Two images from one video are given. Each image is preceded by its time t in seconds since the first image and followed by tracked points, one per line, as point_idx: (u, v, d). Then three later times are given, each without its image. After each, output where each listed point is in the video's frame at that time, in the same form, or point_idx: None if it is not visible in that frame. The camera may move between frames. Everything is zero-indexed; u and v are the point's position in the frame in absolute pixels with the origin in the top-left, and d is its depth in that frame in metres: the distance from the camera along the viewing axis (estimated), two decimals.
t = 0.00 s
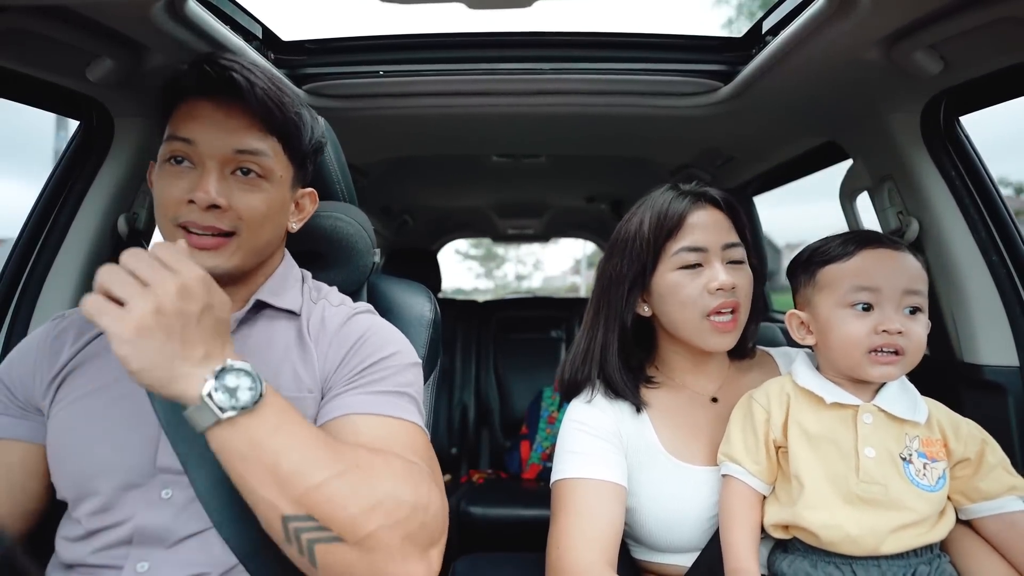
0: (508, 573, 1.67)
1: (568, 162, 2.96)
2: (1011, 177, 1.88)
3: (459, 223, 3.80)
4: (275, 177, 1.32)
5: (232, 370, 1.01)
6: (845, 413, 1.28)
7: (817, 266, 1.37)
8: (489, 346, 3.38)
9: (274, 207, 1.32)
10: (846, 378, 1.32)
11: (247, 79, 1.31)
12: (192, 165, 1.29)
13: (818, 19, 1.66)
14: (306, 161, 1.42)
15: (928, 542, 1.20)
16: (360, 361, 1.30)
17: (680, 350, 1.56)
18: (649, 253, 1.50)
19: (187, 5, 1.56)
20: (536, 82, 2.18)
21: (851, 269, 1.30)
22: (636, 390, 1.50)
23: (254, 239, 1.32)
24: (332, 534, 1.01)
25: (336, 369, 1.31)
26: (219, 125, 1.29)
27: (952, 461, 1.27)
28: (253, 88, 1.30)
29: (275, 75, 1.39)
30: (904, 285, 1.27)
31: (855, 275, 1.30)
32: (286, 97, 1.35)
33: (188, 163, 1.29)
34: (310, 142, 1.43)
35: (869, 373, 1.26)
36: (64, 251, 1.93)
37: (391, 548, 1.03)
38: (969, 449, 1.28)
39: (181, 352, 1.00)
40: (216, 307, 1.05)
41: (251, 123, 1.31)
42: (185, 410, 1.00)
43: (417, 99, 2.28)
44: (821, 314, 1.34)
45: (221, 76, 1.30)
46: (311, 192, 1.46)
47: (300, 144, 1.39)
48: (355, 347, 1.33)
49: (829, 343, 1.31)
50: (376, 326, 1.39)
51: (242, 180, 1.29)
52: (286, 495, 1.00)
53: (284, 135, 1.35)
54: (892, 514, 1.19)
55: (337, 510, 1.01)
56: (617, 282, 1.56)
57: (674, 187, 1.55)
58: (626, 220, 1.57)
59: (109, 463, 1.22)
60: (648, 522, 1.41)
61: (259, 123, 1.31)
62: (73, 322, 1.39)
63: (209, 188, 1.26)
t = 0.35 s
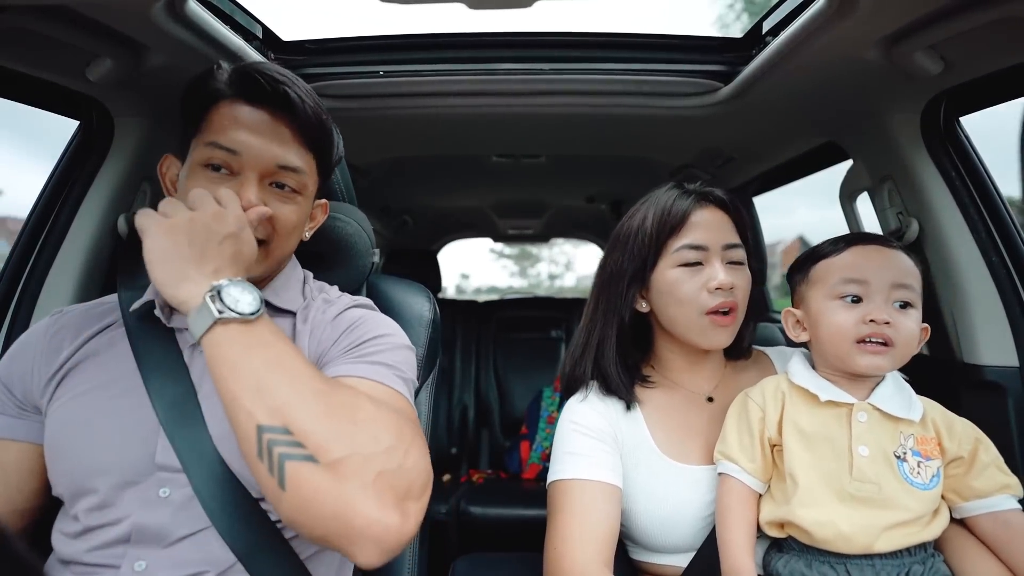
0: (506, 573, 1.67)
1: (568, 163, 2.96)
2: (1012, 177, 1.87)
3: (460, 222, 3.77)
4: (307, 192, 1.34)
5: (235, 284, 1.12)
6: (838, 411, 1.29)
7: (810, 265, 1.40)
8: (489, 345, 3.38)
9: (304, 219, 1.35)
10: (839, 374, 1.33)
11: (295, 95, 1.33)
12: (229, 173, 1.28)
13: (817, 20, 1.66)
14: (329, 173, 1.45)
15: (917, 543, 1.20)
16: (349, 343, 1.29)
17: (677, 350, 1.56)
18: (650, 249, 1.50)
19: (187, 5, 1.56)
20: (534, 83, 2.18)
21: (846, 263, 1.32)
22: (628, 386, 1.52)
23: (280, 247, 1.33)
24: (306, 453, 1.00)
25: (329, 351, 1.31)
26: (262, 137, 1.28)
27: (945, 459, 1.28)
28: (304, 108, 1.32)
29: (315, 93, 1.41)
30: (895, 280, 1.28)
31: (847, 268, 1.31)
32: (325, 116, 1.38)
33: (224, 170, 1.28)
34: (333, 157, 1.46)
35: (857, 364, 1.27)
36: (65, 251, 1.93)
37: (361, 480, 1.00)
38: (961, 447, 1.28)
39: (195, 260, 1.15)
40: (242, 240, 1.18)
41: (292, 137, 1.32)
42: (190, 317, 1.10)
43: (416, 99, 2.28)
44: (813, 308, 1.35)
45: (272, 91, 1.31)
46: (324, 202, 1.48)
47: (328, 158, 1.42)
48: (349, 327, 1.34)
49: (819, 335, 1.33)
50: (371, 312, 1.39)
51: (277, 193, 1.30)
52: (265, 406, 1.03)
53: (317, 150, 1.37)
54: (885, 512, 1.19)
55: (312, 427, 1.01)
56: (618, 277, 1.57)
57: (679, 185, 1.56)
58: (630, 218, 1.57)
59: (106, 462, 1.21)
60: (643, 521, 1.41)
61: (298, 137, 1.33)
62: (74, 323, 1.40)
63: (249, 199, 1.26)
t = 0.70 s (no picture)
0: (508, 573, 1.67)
1: (568, 163, 2.96)
2: (1011, 177, 1.87)
3: (460, 223, 3.76)
4: (283, 171, 1.34)
5: (202, 306, 1.12)
6: (817, 414, 1.29)
7: (762, 272, 1.42)
8: (489, 345, 3.38)
9: (283, 199, 1.34)
10: (813, 374, 1.33)
11: (257, 75, 1.34)
12: (200, 159, 1.30)
13: (818, 20, 1.66)
14: (308, 158, 1.45)
15: (924, 537, 1.21)
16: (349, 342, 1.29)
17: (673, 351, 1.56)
18: (620, 262, 1.51)
19: (187, 6, 1.56)
20: (535, 83, 2.18)
21: (805, 259, 1.33)
22: (628, 389, 1.53)
23: (264, 229, 1.33)
24: (289, 471, 1.00)
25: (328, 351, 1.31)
26: (228, 119, 1.30)
27: (929, 450, 1.28)
28: (263, 83, 1.33)
29: (281, 78, 1.43)
30: (849, 276, 1.30)
31: (798, 273, 1.33)
32: (291, 95, 1.39)
33: (196, 157, 1.30)
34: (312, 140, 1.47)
35: (830, 365, 1.27)
36: (65, 251, 1.93)
37: (347, 492, 1.00)
38: (944, 436, 1.28)
39: (161, 282, 1.15)
40: (208, 258, 1.20)
41: (260, 117, 1.33)
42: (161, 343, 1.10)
43: (417, 99, 2.28)
44: (773, 317, 1.37)
45: (231, 72, 1.33)
46: (312, 188, 1.49)
47: (305, 140, 1.42)
48: (348, 328, 1.33)
49: (785, 341, 1.33)
50: (369, 311, 1.39)
51: (251, 174, 1.31)
52: (244, 428, 1.02)
53: (290, 128, 1.38)
54: (876, 511, 1.19)
55: (293, 444, 1.01)
56: (590, 293, 1.59)
57: (645, 193, 1.56)
58: (600, 230, 1.57)
59: (112, 462, 1.21)
60: (649, 522, 1.41)
61: (267, 117, 1.34)
62: (78, 326, 1.40)
63: (219, 179, 1.27)
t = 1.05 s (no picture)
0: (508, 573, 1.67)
1: (568, 162, 2.96)
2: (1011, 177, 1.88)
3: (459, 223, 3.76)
4: (306, 187, 1.34)
5: (232, 287, 1.11)
6: (826, 414, 1.29)
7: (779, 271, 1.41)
8: (489, 345, 3.38)
9: (304, 215, 1.35)
10: (823, 374, 1.32)
11: (288, 92, 1.34)
12: (226, 170, 1.29)
13: (817, 20, 1.66)
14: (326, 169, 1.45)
15: (925, 540, 1.21)
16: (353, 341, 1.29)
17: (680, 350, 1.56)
18: (655, 258, 1.50)
19: (188, 6, 1.56)
20: (534, 83, 2.18)
21: (819, 263, 1.33)
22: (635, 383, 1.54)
23: (283, 242, 1.34)
24: (310, 451, 1.00)
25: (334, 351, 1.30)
26: (258, 134, 1.30)
27: (936, 455, 1.28)
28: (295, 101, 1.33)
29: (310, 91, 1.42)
30: (868, 278, 1.30)
31: (819, 272, 1.32)
32: (319, 111, 1.39)
33: (222, 167, 1.30)
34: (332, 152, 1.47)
35: (845, 365, 1.27)
36: (65, 251, 1.93)
37: (364, 476, 1.00)
38: (952, 441, 1.28)
39: (194, 262, 1.15)
40: (241, 240, 1.18)
41: (289, 134, 1.33)
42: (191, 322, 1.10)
43: (417, 99, 2.28)
44: (789, 314, 1.36)
45: (263, 86, 1.32)
46: (325, 197, 1.49)
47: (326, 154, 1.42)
48: (353, 327, 1.33)
49: (800, 341, 1.32)
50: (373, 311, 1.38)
51: (275, 189, 1.30)
52: (267, 407, 1.02)
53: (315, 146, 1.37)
54: (883, 512, 1.19)
55: (316, 426, 1.01)
56: (618, 280, 1.58)
57: (692, 186, 1.53)
58: (639, 213, 1.55)
59: (116, 457, 1.22)
60: (649, 522, 1.41)
61: (295, 134, 1.33)
62: (82, 321, 1.39)
63: (245, 195, 1.27)
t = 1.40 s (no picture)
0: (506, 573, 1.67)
1: (568, 163, 2.96)
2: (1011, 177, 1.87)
3: (459, 223, 3.76)
4: (266, 168, 1.35)
5: (195, 344, 1.09)
6: (815, 415, 1.28)
7: (759, 271, 1.41)
8: (489, 345, 3.38)
9: (267, 197, 1.35)
10: (810, 374, 1.32)
11: (233, 74, 1.34)
12: (183, 162, 1.32)
13: (817, 20, 1.66)
14: (293, 154, 1.45)
15: (919, 538, 1.21)
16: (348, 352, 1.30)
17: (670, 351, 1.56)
18: (617, 270, 1.51)
19: (187, 6, 1.57)
20: (534, 83, 2.18)
21: (797, 262, 1.33)
22: (622, 389, 1.54)
23: (250, 227, 1.34)
24: (294, 512, 1.01)
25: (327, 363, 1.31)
26: (207, 121, 1.31)
27: (931, 447, 1.28)
28: (239, 81, 1.34)
29: (261, 74, 1.43)
30: (847, 275, 1.30)
31: (798, 271, 1.32)
32: (271, 91, 1.39)
33: (178, 159, 1.32)
34: (297, 135, 1.46)
35: (829, 366, 1.26)
36: (65, 251, 1.93)
37: (354, 526, 1.02)
38: (947, 434, 1.28)
39: (144, 319, 1.10)
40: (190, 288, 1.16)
41: (238, 116, 1.34)
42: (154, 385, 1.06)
43: (417, 99, 2.29)
44: (771, 315, 1.36)
45: (206, 72, 1.33)
46: (303, 184, 1.49)
47: (288, 136, 1.41)
48: (347, 338, 1.34)
49: (784, 341, 1.32)
50: (368, 319, 1.40)
51: (233, 172, 1.32)
52: (247, 472, 1.01)
53: (271, 126, 1.37)
54: (876, 511, 1.19)
55: (299, 485, 1.01)
56: (585, 297, 1.59)
57: (645, 194, 1.54)
58: (597, 228, 1.56)
59: (112, 462, 1.22)
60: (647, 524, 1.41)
61: (246, 115, 1.34)
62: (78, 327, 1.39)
63: (201, 180, 1.28)
